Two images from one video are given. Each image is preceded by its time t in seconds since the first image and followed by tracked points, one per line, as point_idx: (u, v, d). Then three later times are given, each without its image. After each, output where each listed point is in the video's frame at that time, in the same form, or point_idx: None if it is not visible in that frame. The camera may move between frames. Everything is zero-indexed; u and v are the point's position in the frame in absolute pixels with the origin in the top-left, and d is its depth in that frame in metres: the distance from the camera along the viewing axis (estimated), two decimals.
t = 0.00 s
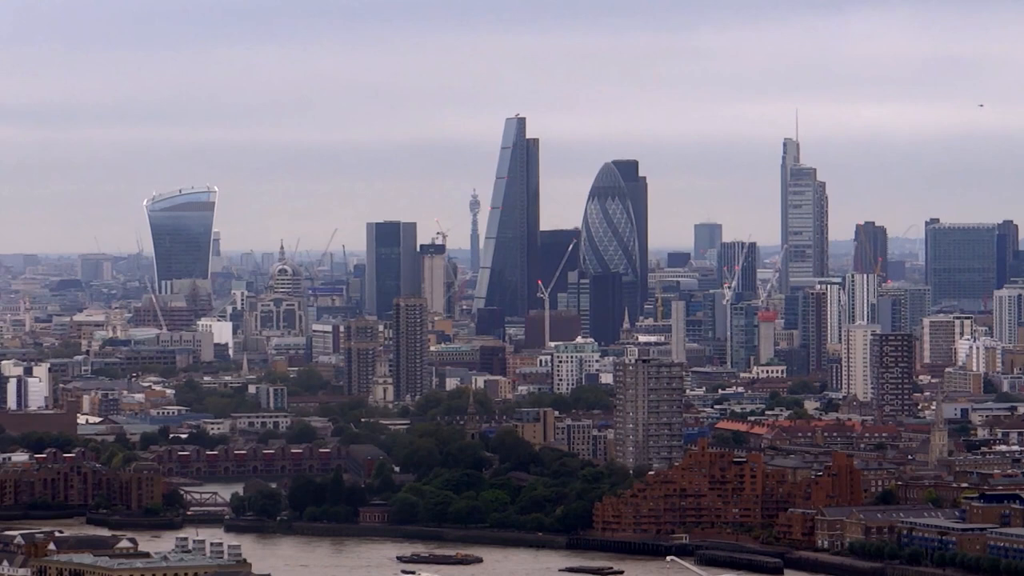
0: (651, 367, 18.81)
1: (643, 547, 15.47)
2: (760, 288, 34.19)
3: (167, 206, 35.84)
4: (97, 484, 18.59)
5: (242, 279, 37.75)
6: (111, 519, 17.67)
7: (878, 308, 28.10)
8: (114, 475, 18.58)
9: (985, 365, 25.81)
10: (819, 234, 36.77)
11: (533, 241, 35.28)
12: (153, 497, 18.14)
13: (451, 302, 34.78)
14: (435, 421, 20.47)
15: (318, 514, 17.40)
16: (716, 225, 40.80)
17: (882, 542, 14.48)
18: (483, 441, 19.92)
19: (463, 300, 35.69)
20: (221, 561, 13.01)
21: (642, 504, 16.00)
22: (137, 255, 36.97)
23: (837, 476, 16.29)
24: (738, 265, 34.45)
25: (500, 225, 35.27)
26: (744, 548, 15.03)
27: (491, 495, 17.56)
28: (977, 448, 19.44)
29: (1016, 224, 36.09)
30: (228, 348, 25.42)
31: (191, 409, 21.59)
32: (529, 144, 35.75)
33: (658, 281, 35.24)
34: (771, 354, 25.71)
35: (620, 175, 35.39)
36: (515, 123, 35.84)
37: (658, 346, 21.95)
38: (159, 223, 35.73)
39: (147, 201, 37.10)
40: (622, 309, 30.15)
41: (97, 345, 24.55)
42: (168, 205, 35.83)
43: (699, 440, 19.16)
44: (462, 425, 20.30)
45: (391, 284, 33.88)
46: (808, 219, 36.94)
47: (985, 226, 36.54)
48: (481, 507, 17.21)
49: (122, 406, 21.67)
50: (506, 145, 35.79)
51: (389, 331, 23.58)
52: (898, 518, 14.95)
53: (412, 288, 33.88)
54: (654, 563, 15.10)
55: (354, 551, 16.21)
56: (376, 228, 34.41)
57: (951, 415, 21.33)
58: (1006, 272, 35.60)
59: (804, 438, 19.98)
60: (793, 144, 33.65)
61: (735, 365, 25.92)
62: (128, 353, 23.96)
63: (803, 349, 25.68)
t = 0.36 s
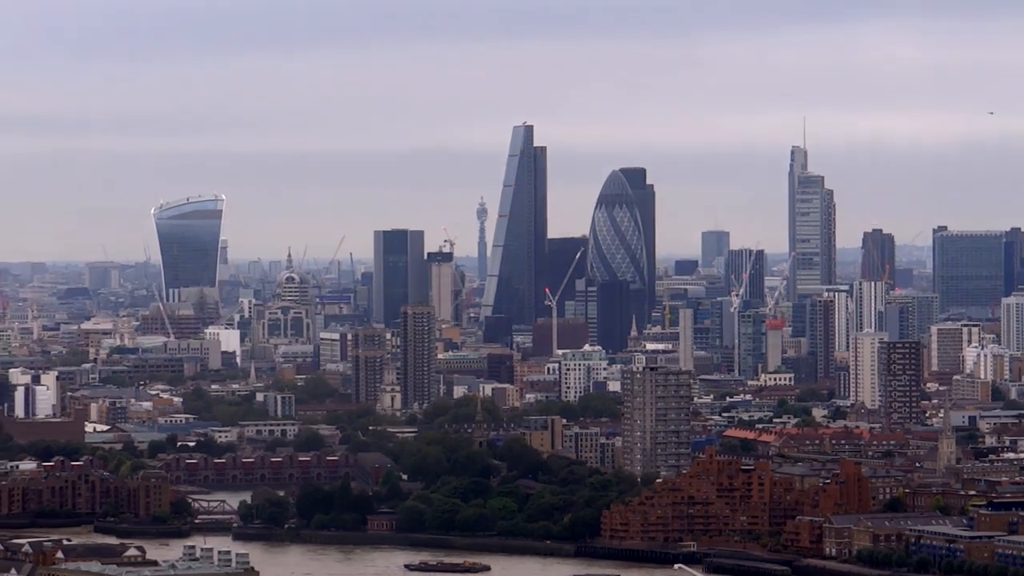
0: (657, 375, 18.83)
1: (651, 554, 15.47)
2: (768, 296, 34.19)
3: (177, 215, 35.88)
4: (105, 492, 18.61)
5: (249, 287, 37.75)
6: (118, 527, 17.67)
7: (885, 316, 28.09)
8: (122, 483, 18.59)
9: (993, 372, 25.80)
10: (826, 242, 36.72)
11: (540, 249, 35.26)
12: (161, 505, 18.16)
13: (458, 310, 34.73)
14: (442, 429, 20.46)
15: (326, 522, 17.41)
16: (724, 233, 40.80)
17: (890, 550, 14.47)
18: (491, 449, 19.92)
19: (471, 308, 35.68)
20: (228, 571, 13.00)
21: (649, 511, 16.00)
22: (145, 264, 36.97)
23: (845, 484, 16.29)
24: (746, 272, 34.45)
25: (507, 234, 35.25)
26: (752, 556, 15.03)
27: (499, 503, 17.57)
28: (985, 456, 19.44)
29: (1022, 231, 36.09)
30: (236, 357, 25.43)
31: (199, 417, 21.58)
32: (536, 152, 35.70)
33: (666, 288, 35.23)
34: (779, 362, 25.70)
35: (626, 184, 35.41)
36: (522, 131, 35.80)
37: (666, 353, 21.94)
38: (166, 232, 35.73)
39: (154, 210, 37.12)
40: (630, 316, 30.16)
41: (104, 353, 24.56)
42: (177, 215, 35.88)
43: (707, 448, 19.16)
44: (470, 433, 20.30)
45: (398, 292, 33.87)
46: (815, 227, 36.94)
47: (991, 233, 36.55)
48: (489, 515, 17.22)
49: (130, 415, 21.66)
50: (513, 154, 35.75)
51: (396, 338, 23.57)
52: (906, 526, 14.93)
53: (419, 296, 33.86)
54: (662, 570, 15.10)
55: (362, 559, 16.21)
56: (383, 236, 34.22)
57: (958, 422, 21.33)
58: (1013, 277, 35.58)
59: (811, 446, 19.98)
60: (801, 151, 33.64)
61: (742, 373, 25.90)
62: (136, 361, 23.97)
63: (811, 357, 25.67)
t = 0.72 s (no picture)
0: (674, 374, 19.36)
1: (668, 549, 15.92)
2: (782, 297, 34.63)
3: (201, 217, 36.33)
4: (134, 490, 19.02)
5: (270, 288, 38.25)
6: (146, 523, 18.09)
7: (897, 315, 28.53)
8: (150, 481, 19.01)
9: (1003, 371, 26.23)
10: (838, 243, 37.18)
11: (558, 251, 35.72)
12: (188, 503, 18.58)
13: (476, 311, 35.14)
14: (463, 427, 20.93)
15: (349, 518, 17.85)
16: (738, 234, 41.25)
17: (901, 544, 14.92)
18: (511, 447, 20.38)
19: (489, 310, 36.13)
20: (257, 564, 13.45)
21: (666, 508, 16.44)
22: (170, 266, 37.48)
23: (857, 480, 16.74)
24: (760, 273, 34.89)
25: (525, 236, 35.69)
26: (767, 550, 15.48)
27: (519, 499, 18.03)
28: (995, 452, 19.87)
29: None
30: (261, 357, 25.91)
31: (225, 416, 22.06)
32: (554, 156, 36.11)
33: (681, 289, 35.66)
34: (792, 361, 26.15)
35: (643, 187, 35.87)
36: (539, 135, 36.21)
37: (682, 353, 22.39)
38: (191, 235, 36.22)
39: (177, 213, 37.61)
40: (645, 317, 30.63)
41: (133, 354, 25.06)
42: (202, 217, 36.33)
43: (723, 446, 19.62)
44: (490, 431, 20.76)
45: (418, 294, 34.32)
46: (827, 228, 37.38)
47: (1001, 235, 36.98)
48: (509, 512, 17.68)
49: (157, 415, 22.14)
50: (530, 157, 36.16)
51: (418, 339, 24.04)
52: (917, 521, 15.39)
53: (439, 297, 34.33)
54: (678, 565, 15.55)
55: (386, 555, 16.68)
56: (404, 239, 34.87)
57: (968, 419, 21.77)
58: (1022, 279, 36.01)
59: (825, 443, 20.43)
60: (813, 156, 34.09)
61: (756, 371, 26.35)
62: (163, 362, 24.47)
63: (823, 356, 26.12)
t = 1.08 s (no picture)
0: (711, 371, 19.32)
1: (706, 546, 15.89)
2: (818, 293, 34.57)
3: (237, 214, 36.36)
4: (172, 487, 18.73)
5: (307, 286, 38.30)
6: (185, 521, 17.87)
7: (934, 312, 28.49)
8: (189, 478, 18.70)
9: None
10: (876, 239, 37.13)
11: (596, 248, 35.68)
12: (226, 501, 18.29)
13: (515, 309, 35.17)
14: (501, 424, 20.92)
15: (387, 515, 17.81)
16: (774, 232, 41.21)
17: (940, 540, 14.88)
18: (548, 444, 20.37)
19: (527, 307, 36.11)
20: (294, 560, 13.40)
21: (704, 504, 16.41)
22: (208, 264, 37.53)
23: (895, 477, 16.71)
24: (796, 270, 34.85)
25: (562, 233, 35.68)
26: (805, 547, 15.45)
27: (557, 496, 18.00)
28: None
29: None
30: (299, 355, 25.94)
31: (263, 414, 22.08)
32: (590, 153, 36.10)
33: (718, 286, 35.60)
34: (829, 357, 26.12)
35: (678, 184, 35.88)
36: (575, 133, 36.20)
37: (720, 350, 22.39)
38: (230, 233, 36.25)
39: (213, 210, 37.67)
40: (683, 314, 30.61)
41: (171, 352, 25.12)
42: (237, 214, 36.35)
43: (761, 442, 19.59)
44: (528, 428, 20.75)
45: (456, 292, 34.33)
46: (864, 224, 37.34)
47: None
48: (547, 508, 17.64)
49: (195, 412, 22.17)
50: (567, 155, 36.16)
51: (455, 336, 24.05)
52: (955, 518, 15.35)
53: (477, 295, 34.34)
54: (716, 561, 15.51)
55: (424, 552, 16.65)
56: (440, 236, 34.92)
57: (1007, 416, 21.73)
58: None
59: (862, 439, 20.39)
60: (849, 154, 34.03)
61: (794, 368, 26.34)
62: (201, 359, 24.53)
63: (861, 352, 26.09)
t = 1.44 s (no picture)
0: (760, 368, 19.30)
1: (756, 543, 15.85)
2: (866, 290, 34.51)
3: (284, 213, 36.27)
4: (221, 484, 18.65)
5: (355, 282, 38.34)
6: (235, 519, 17.80)
7: (983, 309, 28.42)
8: (238, 475, 18.63)
9: None
10: (924, 236, 37.06)
11: (643, 245, 35.66)
12: (275, 498, 18.22)
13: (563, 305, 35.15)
14: (550, 421, 20.92)
15: (437, 513, 17.77)
16: (822, 228, 41.15)
17: (991, 538, 14.84)
18: (597, 442, 20.36)
19: (574, 304, 36.09)
20: (344, 559, 13.41)
21: (754, 502, 16.38)
22: (255, 261, 37.56)
23: (945, 473, 16.67)
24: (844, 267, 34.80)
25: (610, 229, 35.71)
26: (855, 545, 15.42)
27: (607, 494, 17.99)
28: None
29: None
30: (347, 352, 25.97)
31: (311, 412, 22.09)
32: (639, 152, 36.19)
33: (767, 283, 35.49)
34: (878, 355, 26.09)
35: (726, 181, 35.84)
36: (624, 131, 36.27)
37: (769, 347, 22.37)
38: (277, 229, 36.27)
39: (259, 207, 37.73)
40: (732, 311, 30.58)
41: (219, 350, 25.19)
42: (284, 213, 36.27)
43: (810, 439, 19.53)
44: (577, 426, 20.74)
45: (504, 288, 34.37)
46: (912, 220, 37.28)
47: None
48: (597, 506, 17.62)
49: (244, 409, 22.21)
50: (615, 154, 36.29)
51: (504, 334, 24.07)
52: (1005, 515, 15.31)
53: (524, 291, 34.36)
54: (766, 559, 15.49)
55: (473, 549, 16.63)
56: (488, 233, 34.97)
57: None
58: None
59: (912, 437, 20.33)
60: (896, 150, 33.95)
61: (842, 366, 26.31)
62: (249, 356, 24.57)
63: (910, 350, 26.03)
